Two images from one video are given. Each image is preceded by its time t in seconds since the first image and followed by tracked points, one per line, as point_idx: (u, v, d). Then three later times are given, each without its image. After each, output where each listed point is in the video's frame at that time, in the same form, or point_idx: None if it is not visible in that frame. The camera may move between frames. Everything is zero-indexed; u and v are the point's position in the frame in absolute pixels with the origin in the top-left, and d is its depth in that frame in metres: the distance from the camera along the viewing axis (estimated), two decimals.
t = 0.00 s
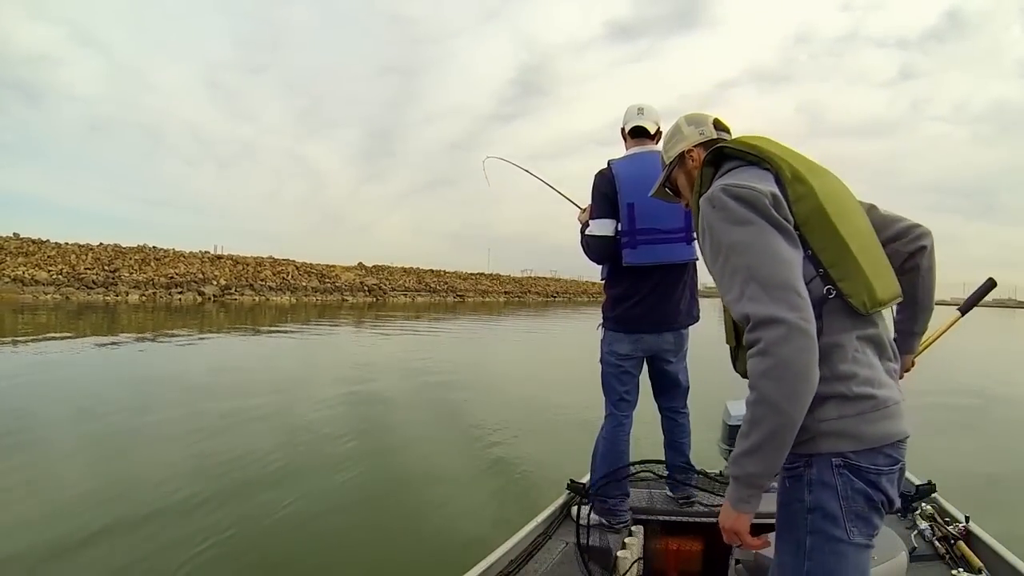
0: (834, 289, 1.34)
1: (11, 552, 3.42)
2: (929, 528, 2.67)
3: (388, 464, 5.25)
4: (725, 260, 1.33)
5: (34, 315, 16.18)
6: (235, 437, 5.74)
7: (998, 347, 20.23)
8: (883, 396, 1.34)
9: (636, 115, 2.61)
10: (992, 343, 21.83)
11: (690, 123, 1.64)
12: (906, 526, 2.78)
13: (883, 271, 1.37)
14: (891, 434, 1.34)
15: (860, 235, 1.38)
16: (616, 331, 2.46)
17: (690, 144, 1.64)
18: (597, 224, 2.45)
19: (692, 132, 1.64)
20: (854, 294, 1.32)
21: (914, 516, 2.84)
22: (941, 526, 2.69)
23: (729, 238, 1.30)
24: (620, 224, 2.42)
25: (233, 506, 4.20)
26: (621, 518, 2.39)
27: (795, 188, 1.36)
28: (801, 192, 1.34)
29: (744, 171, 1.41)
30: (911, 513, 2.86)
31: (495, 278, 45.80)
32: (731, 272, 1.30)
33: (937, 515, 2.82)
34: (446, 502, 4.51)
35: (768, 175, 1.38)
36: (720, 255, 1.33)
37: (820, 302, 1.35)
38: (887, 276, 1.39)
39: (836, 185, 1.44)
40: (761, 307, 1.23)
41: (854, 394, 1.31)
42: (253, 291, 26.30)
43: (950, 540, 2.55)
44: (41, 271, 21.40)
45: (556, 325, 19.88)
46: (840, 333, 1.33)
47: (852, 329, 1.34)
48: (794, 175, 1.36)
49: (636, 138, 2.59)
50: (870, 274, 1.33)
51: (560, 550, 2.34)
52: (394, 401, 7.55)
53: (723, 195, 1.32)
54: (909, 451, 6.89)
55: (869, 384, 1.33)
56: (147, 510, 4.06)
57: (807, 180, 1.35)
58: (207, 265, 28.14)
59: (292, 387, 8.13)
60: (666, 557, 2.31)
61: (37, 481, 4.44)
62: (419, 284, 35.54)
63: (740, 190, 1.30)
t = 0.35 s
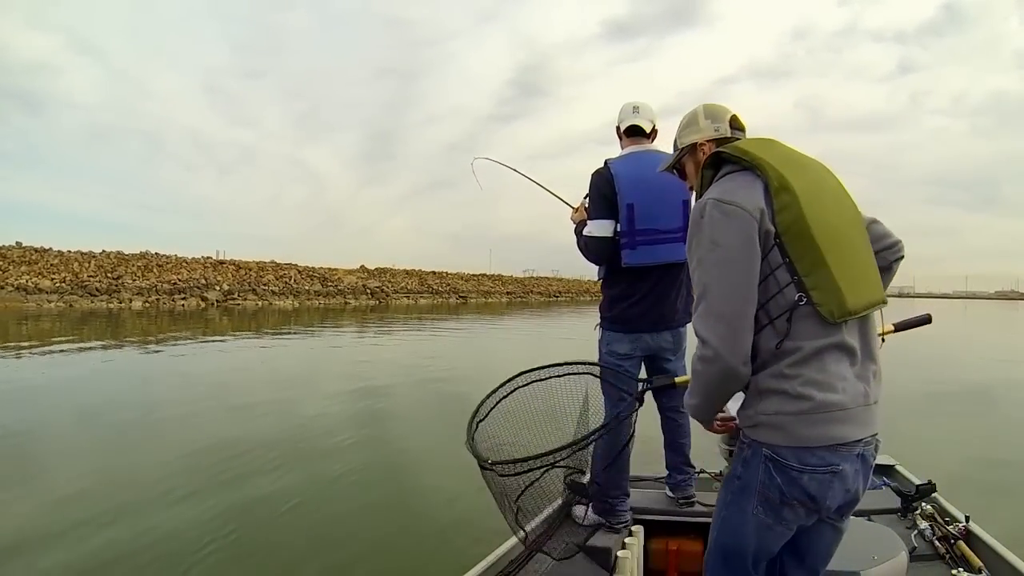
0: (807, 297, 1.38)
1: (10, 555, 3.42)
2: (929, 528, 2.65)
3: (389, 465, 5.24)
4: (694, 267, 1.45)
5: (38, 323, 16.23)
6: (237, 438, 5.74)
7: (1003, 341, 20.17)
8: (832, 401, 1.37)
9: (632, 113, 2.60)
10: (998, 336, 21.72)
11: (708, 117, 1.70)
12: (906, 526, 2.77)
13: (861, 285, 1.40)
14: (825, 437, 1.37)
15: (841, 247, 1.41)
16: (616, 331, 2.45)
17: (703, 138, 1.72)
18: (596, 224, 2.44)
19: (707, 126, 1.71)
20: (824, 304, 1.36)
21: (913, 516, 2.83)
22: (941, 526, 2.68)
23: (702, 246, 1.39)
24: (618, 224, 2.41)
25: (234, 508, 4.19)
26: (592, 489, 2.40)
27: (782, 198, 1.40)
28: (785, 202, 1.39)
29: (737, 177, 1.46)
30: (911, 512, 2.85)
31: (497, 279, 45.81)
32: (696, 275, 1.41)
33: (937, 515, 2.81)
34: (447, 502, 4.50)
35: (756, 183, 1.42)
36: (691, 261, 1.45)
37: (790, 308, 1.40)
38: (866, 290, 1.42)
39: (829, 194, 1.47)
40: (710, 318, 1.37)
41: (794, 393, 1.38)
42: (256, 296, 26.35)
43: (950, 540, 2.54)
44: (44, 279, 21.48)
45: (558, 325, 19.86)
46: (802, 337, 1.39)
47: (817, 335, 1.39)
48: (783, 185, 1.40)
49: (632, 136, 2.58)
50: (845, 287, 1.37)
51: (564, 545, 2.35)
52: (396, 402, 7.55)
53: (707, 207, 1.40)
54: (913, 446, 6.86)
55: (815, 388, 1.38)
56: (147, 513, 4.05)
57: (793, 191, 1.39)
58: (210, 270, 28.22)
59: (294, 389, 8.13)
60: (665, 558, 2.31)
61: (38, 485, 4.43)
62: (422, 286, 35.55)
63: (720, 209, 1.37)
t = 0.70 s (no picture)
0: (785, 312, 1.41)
1: (11, 551, 3.42)
2: (929, 528, 2.66)
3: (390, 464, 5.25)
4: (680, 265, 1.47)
5: (42, 321, 16.28)
6: (239, 435, 5.75)
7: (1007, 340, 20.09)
8: (784, 409, 1.41)
9: (633, 112, 2.60)
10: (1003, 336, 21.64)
11: (708, 101, 1.64)
12: (906, 526, 2.77)
13: (839, 305, 1.44)
14: (772, 440, 1.43)
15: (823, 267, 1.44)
16: (615, 332, 2.45)
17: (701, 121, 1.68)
18: (596, 223, 2.45)
19: (706, 110, 1.67)
20: (801, 322, 1.39)
21: (914, 516, 2.84)
22: (941, 526, 2.68)
23: (693, 250, 1.41)
24: (618, 224, 2.41)
25: (235, 505, 4.19)
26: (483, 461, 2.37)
27: (776, 211, 1.40)
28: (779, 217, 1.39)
29: (736, 179, 1.44)
30: (911, 512, 2.85)
31: (499, 278, 45.82)
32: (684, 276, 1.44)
33: (937, 515, 2.81)
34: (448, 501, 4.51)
35: (753, 193, 1.41)
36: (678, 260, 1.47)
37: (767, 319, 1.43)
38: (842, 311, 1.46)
39: (822, 211, 1.47)
40: (691, 324, 1.41)
41: (752, 398, 1.44)
42: (259, 295, 26.39)
43: (950, 540, 2.54)
44: (48, 277, 21.54)
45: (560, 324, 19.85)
46: (771, 349, 1.42)
47: (784, 349, 1.42)
48: (779, 197, 1.40)
49: (632, 136, 2.58)
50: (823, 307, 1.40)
51: (560, 550, 2.32)
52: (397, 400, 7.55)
53: (703, 209, 1.40)
54: (915, 445, 6.85)
55: (773, 396, 1.42)
56: (146, 509, 4.04)
57: (789, 207, 1.39)
58: (213, 269, 28.27)
59: (296, 388, 8.15)
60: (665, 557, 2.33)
61: (38, 480, 4.43)
62: (424, 285, 35.58)
63: (715, 215, 1.38)
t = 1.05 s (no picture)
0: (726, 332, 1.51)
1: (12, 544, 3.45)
2: (929, 527, 2.67)
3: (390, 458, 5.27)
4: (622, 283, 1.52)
5: (45, 310, 16.32)
6: (240, 429, 5.78)
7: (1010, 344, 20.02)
8: (728, 415, 1.51)
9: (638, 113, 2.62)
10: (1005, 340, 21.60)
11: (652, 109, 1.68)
12: (906, 526, 2.79)
13: (776, 322, 1.55)
14: (718, 442, 1.52)
15: (762, 287, 1.53)
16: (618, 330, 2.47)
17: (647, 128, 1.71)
18: (600, 222, 2.46)
19: (652, 117, 1.69)
20: (740, 343, 1.50)
21: (914, 516, 2.85)
22: (941, 526, 2.70)
23: (634, 274, 1.45)
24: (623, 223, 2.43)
25: (235, 498, 4.22)
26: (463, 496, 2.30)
27: (720, 238, 1.47)
28: (722, 245, 1.46)
29: (681, 203, 1.48)
30: (912, 512, 2.87)
31: (502, 273, 45.82)
32: (624, 296, 1.49)
33: (938, 515, 2.83)
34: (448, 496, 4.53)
35: (698, 219, 1.46)
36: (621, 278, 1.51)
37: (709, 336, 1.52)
38: (779, 324, 1.56)
39: (762, 229, 1.54)
40: (631, 345, 1.48)
41: (697, 407, 1.54)
42: (262, 286, 26.43)
43: (951, 540, 2.56)
44: (51, 266, 21.58)
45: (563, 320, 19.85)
46: (711, 365, 1.52)
47: (724, 365, 1.53)
48: (722, 226, 1.46)
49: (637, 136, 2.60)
50: (761, 327, 1.50)
51: (560, 550, 2.35)
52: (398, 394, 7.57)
53: (647, 236, 1.43)
54: (914, 448, 6.86)
55: (718, 405, 1.53)
56: (147, 502, 4.07)
57: (732, 236, 1.46)
58: (216, 259, 28.30)
59: (298, 380, 8.17)
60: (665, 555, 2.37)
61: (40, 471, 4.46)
62: (427, 279, 35.59)
63: (659, 245, 1.42)
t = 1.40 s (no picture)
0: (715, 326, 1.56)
1: (21, 511, 3.50)
2: (929, 527, 2.73)
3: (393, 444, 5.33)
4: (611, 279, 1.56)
5: (48, 287, 16.36)
6: (244, 408, 5.82)
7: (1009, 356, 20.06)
8: (720, 412, 1.56)
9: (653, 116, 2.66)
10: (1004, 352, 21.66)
11: (636, 114, 1.71)
12: (906, 526, 2.84)
13: (759, 316, 1.61)
14: (711, 440, 1.57)
15: (746, 282, 1.58)
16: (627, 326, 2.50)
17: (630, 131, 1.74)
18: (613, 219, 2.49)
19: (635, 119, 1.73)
20: (729, 337, 1.55)
21: (914, 516, 2.91)
22: (941, 526, 2.76)
23: (623, 270, 1.49)
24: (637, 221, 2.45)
25: (241, 475, 4.28)
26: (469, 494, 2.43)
27: (708, 234, 1.51)
28: (709, 241, 1.50)
29: (669, 199, 1.52)
30: (912, 513, 2.92)
31: (504, 266, 45.86)
32: (613, 293, 1.53)
33: (938, 516, 2.88)
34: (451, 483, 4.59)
35: (686, 215, 1.50)
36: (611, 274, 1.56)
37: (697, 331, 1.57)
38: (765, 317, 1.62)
39: (745, 227, 1.60)
40: (620, 340, 1.53)
41: (690, 405, 1.58)
42: (265, 270, 26.47)
43: (950, 540, 2.61)
44: (55, 244, 21.62)
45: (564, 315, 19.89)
46: (701, 360, 1.57)
47: (714, 360, 1.57)
48: (708, 221, 1.51)
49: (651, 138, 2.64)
50: (747, 320, 1.56)
51: (560, 550, 2.41)
52: (400, 382, 7.63)
53: (636, 231, 1.48)
54: (911, 456, 6.91)
55: (709, 402, 1.57)
56: (154, 475, 4.12)
57: (719, 231, 1.50)
58: (220, 242, 28.33)
59: (301, 364, 8.22)
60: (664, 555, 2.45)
61: (48, 443, 4.52)
62: (429, 269, 35.64)
63: (647, 241, 1.46)
